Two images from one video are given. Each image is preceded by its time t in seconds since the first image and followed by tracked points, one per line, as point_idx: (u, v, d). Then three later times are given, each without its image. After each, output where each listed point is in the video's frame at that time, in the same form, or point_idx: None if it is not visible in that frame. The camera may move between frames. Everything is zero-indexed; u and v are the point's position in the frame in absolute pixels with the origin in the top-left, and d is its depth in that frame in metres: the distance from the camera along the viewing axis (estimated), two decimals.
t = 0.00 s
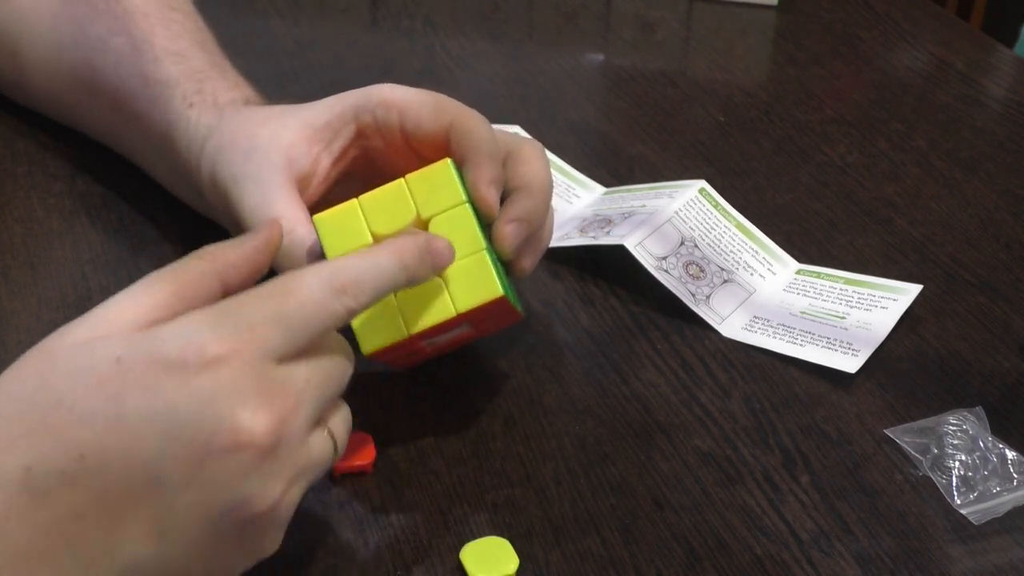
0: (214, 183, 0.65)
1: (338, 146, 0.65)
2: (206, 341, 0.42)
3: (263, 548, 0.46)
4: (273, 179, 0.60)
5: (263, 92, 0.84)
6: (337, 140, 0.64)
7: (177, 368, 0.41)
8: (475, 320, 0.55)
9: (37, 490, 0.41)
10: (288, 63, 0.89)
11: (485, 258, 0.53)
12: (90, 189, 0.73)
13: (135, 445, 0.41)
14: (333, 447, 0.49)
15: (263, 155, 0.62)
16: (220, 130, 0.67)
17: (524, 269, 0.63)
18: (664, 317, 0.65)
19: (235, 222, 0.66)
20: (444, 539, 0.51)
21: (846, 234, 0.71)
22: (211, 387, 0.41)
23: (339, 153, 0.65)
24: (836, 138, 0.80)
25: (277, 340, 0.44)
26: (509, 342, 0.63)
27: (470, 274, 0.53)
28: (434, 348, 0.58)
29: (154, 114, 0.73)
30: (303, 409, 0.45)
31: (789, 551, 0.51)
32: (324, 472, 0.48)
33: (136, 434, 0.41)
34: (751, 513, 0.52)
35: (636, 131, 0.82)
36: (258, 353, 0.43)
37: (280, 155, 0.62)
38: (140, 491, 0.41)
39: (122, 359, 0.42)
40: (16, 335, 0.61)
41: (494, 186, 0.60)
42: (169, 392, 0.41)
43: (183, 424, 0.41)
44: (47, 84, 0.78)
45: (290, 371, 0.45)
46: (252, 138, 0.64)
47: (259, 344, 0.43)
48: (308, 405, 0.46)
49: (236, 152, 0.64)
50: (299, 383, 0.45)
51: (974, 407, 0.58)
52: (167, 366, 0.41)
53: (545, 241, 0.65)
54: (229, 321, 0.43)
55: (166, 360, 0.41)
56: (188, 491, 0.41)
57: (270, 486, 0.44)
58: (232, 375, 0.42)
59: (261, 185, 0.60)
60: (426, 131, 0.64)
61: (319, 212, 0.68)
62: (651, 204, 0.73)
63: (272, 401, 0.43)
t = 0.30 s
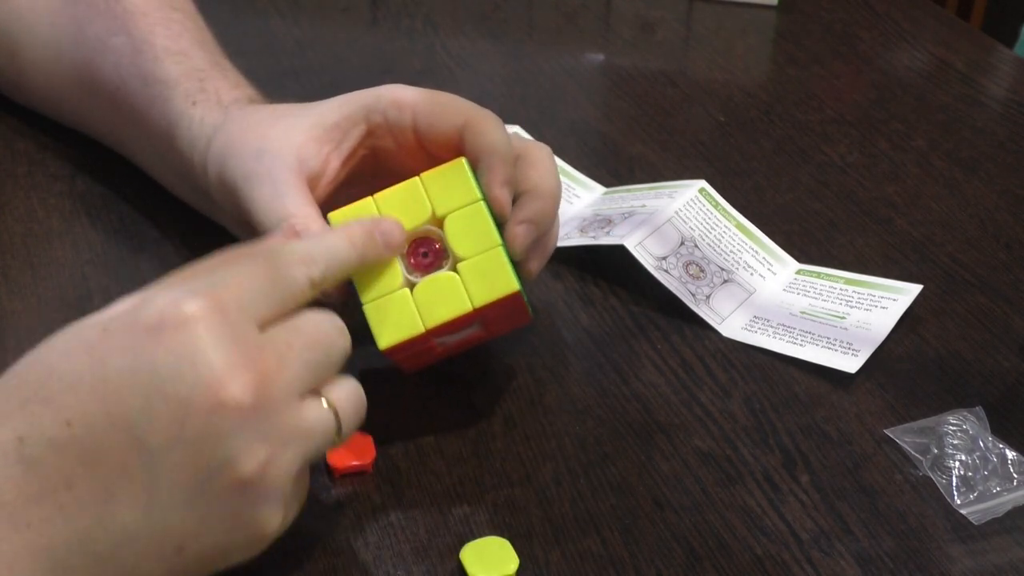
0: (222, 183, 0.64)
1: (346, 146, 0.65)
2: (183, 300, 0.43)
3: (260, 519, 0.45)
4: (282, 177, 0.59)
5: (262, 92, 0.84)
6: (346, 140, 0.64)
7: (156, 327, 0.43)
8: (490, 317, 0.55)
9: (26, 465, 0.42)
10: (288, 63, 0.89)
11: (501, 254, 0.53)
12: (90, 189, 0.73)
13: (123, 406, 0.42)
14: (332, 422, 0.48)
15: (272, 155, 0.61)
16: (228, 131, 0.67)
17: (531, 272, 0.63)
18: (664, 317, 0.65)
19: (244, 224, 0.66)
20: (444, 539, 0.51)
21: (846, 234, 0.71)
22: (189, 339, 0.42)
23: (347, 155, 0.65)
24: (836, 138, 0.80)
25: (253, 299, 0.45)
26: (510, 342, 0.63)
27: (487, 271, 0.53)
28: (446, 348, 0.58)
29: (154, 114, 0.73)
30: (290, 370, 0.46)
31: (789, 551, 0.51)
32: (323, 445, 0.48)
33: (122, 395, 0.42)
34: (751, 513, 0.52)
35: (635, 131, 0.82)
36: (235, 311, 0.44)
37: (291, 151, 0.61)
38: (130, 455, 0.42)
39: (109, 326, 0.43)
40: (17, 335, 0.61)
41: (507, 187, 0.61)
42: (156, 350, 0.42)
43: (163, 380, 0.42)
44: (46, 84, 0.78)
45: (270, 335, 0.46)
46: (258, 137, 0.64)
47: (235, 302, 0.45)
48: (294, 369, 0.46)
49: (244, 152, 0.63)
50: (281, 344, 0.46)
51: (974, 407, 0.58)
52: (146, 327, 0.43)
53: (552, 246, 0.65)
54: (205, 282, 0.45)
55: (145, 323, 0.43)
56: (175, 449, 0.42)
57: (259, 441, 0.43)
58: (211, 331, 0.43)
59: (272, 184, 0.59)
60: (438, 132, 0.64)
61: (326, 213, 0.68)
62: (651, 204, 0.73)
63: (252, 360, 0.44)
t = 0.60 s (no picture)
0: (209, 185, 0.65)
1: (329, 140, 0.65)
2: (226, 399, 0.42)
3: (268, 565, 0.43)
4: (266, 177, 0.60)
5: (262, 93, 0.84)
6: (328, 135, 0.65)
7: (194, 423, 0.41)
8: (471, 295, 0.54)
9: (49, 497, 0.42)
10: (288, 63, 0.89)
11: (477, 227, 0.53)
12: (90, 189, 0.73)
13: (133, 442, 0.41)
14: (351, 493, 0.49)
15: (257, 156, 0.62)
16: (214, 132, 0.67)
17: (518, 256, 0.63)
18: (664, 317, 0.65)
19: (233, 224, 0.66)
20: (445, 539, 0.51)
21: (846, 234, 0.71)
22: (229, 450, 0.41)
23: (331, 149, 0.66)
24: (836, 139, 0.80)
25: (299, 402, 0.44)
26: (510, 341, 0.63)
27: (459, 245, 0.52)
28: (430, 338, 0.57)
29: (154, 114, 0.73)
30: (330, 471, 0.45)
31: (789, 551, 0.51)
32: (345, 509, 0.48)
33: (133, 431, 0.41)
34: (751, 513, 0.52)
35: (635, 131, 0.82)
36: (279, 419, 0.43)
37: (274, 152, 0.62)
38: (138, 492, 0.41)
39: (144, 403, 0.41)
40: (17, 335, 0.61)
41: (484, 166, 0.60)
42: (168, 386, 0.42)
43: (196, 480, 0.41)
44: (46, 84, 0.78)
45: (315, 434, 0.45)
46: (246, 136, 0.64)
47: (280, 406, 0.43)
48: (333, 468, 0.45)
49: (230, 153, 0.64)
50: (325, 441, 0.45)
51: (974, 407, 0.58)
52: (185, 418, 0.41)
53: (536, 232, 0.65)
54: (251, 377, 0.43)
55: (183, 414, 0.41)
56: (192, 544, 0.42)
57: (272, 482, 0.42)
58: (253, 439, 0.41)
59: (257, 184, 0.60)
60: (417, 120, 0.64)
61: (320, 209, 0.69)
62: (651, 204, 0.73)
63: (295, 468, 0.42)
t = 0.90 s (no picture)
0: (185, 197, 0.65)
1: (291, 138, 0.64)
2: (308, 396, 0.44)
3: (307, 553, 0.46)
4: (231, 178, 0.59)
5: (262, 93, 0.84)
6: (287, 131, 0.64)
7: (277, 412, 0.43)
8: (406, 238, 0.45)
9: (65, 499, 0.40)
10: (288, 63, 0.89)
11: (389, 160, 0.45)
12: (90, 189, 0.73)
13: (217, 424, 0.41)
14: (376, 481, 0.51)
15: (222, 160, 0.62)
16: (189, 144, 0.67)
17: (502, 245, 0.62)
18: (664, 317, 0.65)
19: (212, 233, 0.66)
20: (445, 539, 0.51)
21: (847, 234, 0.71)
22: (306, 444, 0.43)
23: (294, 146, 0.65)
24: (836, 139, 0.80)
25: (367, 406, 0.46)
26: (509, 341, 0.63)
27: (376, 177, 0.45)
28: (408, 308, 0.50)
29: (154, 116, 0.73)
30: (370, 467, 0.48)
31: (789, 551, 0.51)
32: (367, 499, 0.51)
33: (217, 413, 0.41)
34: (751, 513, 0.52)
35: (636, 131, 0.82)
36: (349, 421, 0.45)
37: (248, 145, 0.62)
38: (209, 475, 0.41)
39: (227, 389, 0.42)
40: (16, 335, 0.61)
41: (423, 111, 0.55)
42: (248, 375, 0.43)
43: (270, 471, 0.42)
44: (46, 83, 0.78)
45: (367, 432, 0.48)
46: (216, 140, 0.64)
47: (353, 408, 0.45)
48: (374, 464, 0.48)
49: (200, 161, 0.64)
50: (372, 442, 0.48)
51: (974, 406, 0.58)
52: (270, 405, 0.43)
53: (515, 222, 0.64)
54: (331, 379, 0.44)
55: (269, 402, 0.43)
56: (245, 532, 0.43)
57: (335, 476, 0.45)
58: (325, 435, 0.44)
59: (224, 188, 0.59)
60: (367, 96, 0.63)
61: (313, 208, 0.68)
62: (651, 204, 0.73)
63: (348, 465, 0.46)
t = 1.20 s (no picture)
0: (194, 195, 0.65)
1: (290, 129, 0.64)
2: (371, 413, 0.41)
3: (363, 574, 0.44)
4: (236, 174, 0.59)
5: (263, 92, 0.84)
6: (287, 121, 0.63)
7: (338, 433, 0.40)
8: (437, 233, 0.45)
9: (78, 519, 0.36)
10: (287, 62, 0.89)
11: (375, 180, 0.44)
12: (90, 189, 0.73)
13: (285, 447, 0.39)
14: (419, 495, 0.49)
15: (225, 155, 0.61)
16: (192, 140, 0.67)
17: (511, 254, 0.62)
18: (664, 317, 0.65)
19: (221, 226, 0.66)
20: (445, 540, 0.51)
21: (847, 234, 0.71)
22: (367, 462, 0.41)
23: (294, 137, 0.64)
24: (836, 139, 0.80)
25: (422, 417, 0.44)
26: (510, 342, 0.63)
27: (379, 205, 0.44)
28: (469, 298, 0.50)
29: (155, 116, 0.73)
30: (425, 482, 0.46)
31: (790, 551, 0.50)
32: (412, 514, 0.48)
33: (285, 436, 0.39)
34: (751, 513, 0.52)
35: (635, 131, 0.82)
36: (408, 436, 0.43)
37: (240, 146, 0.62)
38: (273, 498, 0.39)
39: (289, 407, 0.40)
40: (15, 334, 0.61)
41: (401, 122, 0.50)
42: (306, 393, 0.40)
43: (331, 491, 0.40)
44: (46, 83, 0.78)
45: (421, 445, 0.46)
46: (211, 138, 0.64)
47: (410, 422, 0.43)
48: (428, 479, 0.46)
49: (202, 158, 0.63)
50: (427, 457, 0.46)
51: (974, 406, 0.58)
52: (331, 426, 0.40)
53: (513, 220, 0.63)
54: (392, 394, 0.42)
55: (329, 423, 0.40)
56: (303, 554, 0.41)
57: (398, 498, 0.43)
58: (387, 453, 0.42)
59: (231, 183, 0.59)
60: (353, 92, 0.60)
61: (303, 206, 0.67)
62: (651, 204, 0.73)
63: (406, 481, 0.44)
